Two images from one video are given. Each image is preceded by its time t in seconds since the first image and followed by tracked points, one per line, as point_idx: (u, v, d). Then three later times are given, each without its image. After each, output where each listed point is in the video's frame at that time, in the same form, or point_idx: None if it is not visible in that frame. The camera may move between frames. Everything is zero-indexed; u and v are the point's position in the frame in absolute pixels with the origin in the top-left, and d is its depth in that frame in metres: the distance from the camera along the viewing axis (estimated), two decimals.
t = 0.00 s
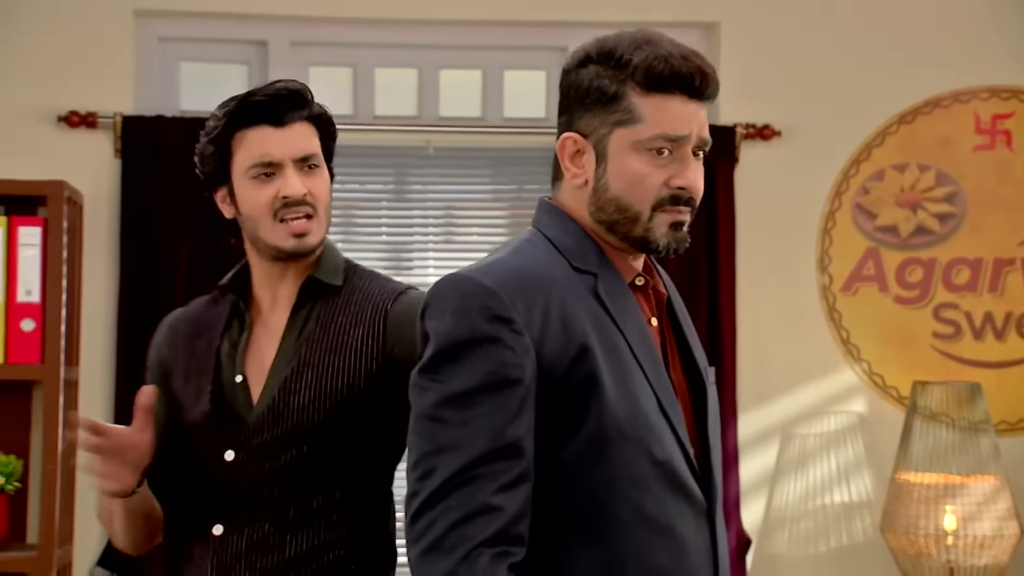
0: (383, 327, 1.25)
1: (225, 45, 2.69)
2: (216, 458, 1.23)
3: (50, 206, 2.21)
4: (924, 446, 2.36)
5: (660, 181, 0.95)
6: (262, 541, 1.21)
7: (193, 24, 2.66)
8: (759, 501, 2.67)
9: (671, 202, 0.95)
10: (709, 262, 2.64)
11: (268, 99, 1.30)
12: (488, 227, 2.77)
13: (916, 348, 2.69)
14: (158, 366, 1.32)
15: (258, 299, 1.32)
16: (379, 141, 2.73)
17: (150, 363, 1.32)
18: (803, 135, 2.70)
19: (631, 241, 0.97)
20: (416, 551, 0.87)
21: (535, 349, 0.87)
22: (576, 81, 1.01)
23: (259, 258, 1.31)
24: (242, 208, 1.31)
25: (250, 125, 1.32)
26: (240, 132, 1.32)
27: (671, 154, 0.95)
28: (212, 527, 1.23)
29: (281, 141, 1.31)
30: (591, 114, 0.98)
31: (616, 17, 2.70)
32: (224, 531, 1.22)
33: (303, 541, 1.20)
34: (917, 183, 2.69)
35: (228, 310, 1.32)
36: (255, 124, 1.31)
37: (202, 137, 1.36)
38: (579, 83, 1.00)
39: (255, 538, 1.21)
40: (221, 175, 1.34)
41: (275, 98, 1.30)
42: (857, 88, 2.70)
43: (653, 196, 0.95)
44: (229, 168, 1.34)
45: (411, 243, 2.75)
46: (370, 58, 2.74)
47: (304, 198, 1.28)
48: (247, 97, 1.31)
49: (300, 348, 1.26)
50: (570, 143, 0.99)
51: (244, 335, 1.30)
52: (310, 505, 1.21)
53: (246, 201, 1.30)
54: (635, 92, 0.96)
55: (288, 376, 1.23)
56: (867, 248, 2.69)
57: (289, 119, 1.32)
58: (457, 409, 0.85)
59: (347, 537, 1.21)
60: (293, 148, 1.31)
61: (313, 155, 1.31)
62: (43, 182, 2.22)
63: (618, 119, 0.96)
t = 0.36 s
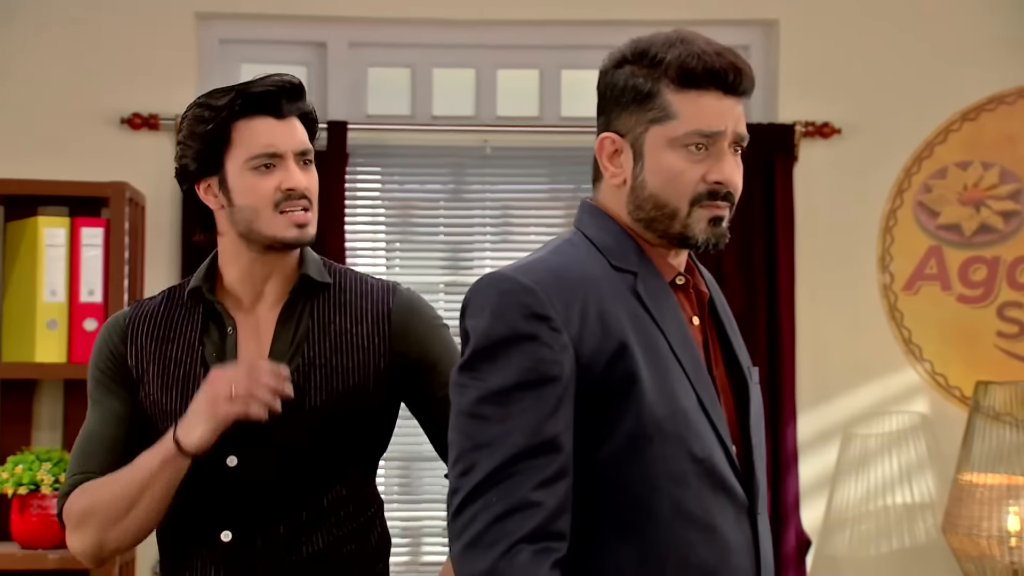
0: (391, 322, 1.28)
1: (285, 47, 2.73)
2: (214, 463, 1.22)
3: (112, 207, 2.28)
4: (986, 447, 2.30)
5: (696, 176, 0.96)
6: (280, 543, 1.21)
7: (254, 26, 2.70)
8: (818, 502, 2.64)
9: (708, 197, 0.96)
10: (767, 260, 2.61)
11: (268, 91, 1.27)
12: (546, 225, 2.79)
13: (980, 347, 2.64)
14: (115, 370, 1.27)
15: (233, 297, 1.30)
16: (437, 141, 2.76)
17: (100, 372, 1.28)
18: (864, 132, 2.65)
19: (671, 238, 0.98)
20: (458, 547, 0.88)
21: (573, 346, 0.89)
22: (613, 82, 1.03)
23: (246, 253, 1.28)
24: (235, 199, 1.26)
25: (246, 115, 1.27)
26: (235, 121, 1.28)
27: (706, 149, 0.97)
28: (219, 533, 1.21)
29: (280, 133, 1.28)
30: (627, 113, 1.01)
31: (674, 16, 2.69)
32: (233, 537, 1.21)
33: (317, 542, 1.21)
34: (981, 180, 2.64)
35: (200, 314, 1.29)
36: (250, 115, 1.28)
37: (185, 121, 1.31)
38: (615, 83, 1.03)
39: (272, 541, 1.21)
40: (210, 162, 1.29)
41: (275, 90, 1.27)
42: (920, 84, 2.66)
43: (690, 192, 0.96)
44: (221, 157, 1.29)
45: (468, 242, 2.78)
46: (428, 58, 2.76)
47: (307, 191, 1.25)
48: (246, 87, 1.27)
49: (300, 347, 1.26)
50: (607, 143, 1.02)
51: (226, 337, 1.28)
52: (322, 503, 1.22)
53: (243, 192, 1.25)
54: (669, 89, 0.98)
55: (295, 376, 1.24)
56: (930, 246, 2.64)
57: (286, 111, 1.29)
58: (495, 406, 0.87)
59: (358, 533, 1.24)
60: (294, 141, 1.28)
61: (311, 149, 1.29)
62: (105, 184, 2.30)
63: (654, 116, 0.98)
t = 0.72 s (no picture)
0: (426, 334, 1.30)
1: (332, 48, 2.77)
2: (239, 472, 1.25)
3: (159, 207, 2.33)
4: None
5: (728, 176, 0.98)
6: (300, 554, 1.22)
7: (301, 27, 2.74)
8: (865, 502, 2.60)
9: (740, 197, 0.99)
10: (813, 258, 2.59)
11: (314, 94, 1.30)
12: (589, 225, 2.79)
13: None
14: (150, 374, 1.32)
15: (271, 301, 1.34)
16: (482, 142, 2.78)
17: (133, 382, 1.32)
18: (912, 130, 2.62)
19: (701, 238, 1.01)
20: (487, 542, 0.90)
21: (602, 344, 0.92)
22: (643, 82, 1.05)
23: (287, 258, 1.31)
24: (281, 204, 1.29)
25: (292, 119, 1.31)
26: (280, 124, 1.31)
27: (738, 148, 0.98)
28: (239, 542, 1.23)
29: (326, 137, 1.30)
30: (658, 113, 1.03)
31: (718, 15, 2.68)
32: (252, 545, 1.23)
33: (336, 554, 1.23)
34: None
35: (234, 315, 1.33)
36: (296, 118, 1.31)
37: (229, 123, 1.34)
38: (646, 83, 1.05)
39: (292, 551, 1.23)
40: (255, 165, 1.33)
41: (321, 94, 1.31)
42: (968, 82, 2.62)
43: (722, 192, 0.98)
44: (266, 160, 1.32)
45: (511, 242, 2.79)
46: (472, 58, 2.78)
47: (352, 196, 1.28)
48: (293, 91, 1.30)
49: (332, 355, 1.28)
50: (639, 143, 1.04)
51: (258, 340, 1.31)
52: (344, 515, 1.24)
53: (289, 196, 1.29)
54: (701, 89, 1.00)
55: (325, 384, 1.26)
56: (977, 244, 2.61)
57: (331, 114, 1.32)
58: (525, 404, 0.90)
59: (377, 548, 1.25)
60: (339, 145, 1.31)
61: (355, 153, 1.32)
62: (153, 184, 2.35)
63: (685, 116, 1.00)
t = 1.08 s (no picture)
0: (458, 331, 1.22)
1: (353, 49, 2.78)
2: (262, 467, 1.18)
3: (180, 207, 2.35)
4: None
5: (741, 178, 0.99)
6: (322, 556, 1.16)
7: (323, 28, 2.75)
8: (887, 502, 2.59)
9: (752, 199, 0.99)
10: (834, 258, 2.58)
11: (357, 85, 1.22)
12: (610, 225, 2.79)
13: None
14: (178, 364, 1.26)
15: (304, 293, 1.28)
16: (502, 143, 2.79)
17: (166, 372, 1.27)
18: (933, 130, 2.61)
19: (712, 239, 1.02)
20: (497, 541, 0.92)
21: (611, 344, 0.94)
22: (656, 83, 1.06)
23: (321, 253, 1.24)
24: (317, 197, 1.21)
25: (332, 110, 1.22)
26: (320, 114, 1.22)
27: (751, 150, 0.99)
28: (261, 541, 1.17)
29: (367, 130, 1.21)
30: (672, 114, 1.03)
31: (739, 15, 2.68)
32: (274, 545, 1.17)
33: (358, 559, 1.16)
34: None
35: (264, 305, 1.27)
36: (336, 109, 1.22)
37: (266, 112, 1.26)
38: (659, 84, 1.06)
39: (313, 553, 1.16)
40: (290, 156, 1.24)
41: (363, 85, 1.22)
42: (991, 82, 2.61)
43: (734, 194, 0.99)
44: (303, 151, 1.23)
45: (532, 241, 2.79)
46: (493, 59, 2.78)
47: (392, 194, 1.19)
48: (333, 81, 1.22)
49: (361, 350, 1.21)
50: (651, 144, 1.04)
51: (285, 334, 1.25)
52: (368, 519, 1.17)
53: (326, 191, 1.20)
54: (715, 91, 1.00)
55: (353, 381, 1.19)
56: (999, 244, 2.60)
57: (373, 106, 1.23)
58: (534, 403, 0.92)
59: (402, 554, 1.18)
60: (381, 138, 1.22)
61: (397, 147, 1.23)
62: (175, 185, 2.37)
63: (700, 117, 1.01)
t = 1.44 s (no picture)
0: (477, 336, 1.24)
1: (368, 50, 2.78)
2: (272, 463, 1.20)
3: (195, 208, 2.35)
4: None
5: (740, 178, 1.00)
6: (331, 557, 1.17)
7: (337, 29, 2.76)
8: (902, 502, 2.58)
9: (751, 198, 1.01)
10: (848, 259, 2.56)
11: (388, 83, 1.21)
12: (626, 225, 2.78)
13: None
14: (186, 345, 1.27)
15: (318, 286, 1.28)
16: (518, 143, 2.78)
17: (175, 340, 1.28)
18: (950, 129, 2.59)
19: (711, 238, 1.03)
20: (499, 542, 0.93)
21: (612, 346, 0.94)
22: (656, 82, 1.08)
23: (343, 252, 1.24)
24: (343, 195, 1.20)
25: (362, 107, 1.21)
26: (349, 111, 1.21)
27: (751, 150, 1.01)
28: (271, 540, 1.19)
29: (396, 128, 1.21)
30: (671, 113, 1.05)
31: (754, 15, 2.66)
32: (285, 544, 1.18)
33: (367, 561, 1.18)
34: None
35: (275, 296, 1.28)
36: (365, 107, 1.21)
37: (292, 103, 1.24)
38: (659, 83, 1.07)
39: (323, 553, 1.17)
40: (315, 150, 1.22)
41: (393, 83, 1.21)
42: (1008, 80, 2.59)
43: (733, 194, 1.01)
44: (329, 147, 1.22)
45: (547, 241, 2.79)
46: (508, 59, 2.79)
47: (420, 194, 1.19)
48: (364, 79, 1.20)
49: (378, 351, 1.22)
50: (650, 143, 1.06)
51: (298, 327, 1.26)
52: (379, 521, 1.18)
53: (352, 189, 1.19)
54: (714, 91, 1.02)
55: (369, 382, 1.20)
56: (1016, 244, 2.58)
57: (401, 105, 1.23)
58: (534, 405, 0.92)
59: (410, 557, 1.20)
60: (409, 137, 1.21)
61: (423, 146, 1.23)
62: (190, 185, 2.38)
63: (699, 117, 1.02)
